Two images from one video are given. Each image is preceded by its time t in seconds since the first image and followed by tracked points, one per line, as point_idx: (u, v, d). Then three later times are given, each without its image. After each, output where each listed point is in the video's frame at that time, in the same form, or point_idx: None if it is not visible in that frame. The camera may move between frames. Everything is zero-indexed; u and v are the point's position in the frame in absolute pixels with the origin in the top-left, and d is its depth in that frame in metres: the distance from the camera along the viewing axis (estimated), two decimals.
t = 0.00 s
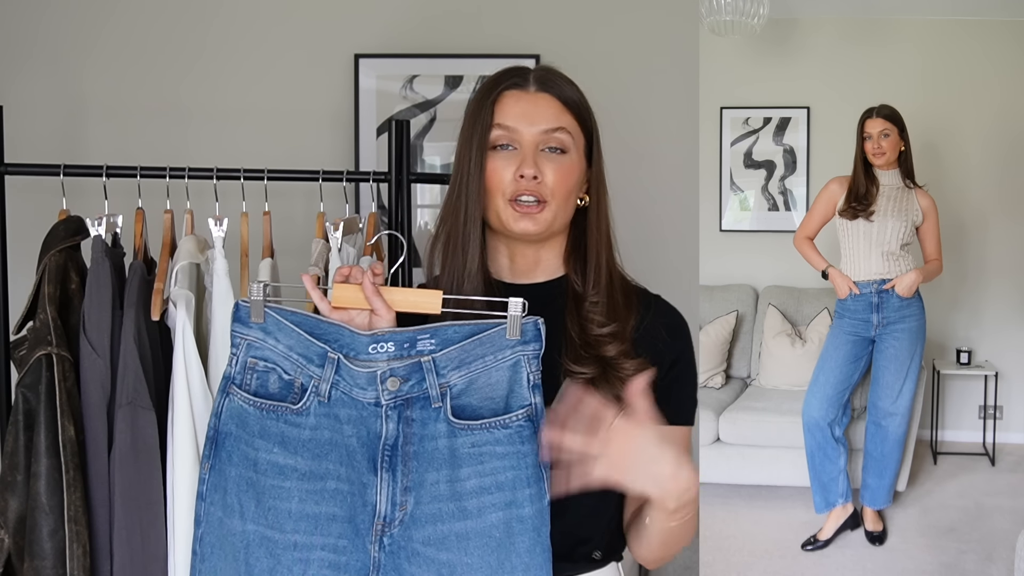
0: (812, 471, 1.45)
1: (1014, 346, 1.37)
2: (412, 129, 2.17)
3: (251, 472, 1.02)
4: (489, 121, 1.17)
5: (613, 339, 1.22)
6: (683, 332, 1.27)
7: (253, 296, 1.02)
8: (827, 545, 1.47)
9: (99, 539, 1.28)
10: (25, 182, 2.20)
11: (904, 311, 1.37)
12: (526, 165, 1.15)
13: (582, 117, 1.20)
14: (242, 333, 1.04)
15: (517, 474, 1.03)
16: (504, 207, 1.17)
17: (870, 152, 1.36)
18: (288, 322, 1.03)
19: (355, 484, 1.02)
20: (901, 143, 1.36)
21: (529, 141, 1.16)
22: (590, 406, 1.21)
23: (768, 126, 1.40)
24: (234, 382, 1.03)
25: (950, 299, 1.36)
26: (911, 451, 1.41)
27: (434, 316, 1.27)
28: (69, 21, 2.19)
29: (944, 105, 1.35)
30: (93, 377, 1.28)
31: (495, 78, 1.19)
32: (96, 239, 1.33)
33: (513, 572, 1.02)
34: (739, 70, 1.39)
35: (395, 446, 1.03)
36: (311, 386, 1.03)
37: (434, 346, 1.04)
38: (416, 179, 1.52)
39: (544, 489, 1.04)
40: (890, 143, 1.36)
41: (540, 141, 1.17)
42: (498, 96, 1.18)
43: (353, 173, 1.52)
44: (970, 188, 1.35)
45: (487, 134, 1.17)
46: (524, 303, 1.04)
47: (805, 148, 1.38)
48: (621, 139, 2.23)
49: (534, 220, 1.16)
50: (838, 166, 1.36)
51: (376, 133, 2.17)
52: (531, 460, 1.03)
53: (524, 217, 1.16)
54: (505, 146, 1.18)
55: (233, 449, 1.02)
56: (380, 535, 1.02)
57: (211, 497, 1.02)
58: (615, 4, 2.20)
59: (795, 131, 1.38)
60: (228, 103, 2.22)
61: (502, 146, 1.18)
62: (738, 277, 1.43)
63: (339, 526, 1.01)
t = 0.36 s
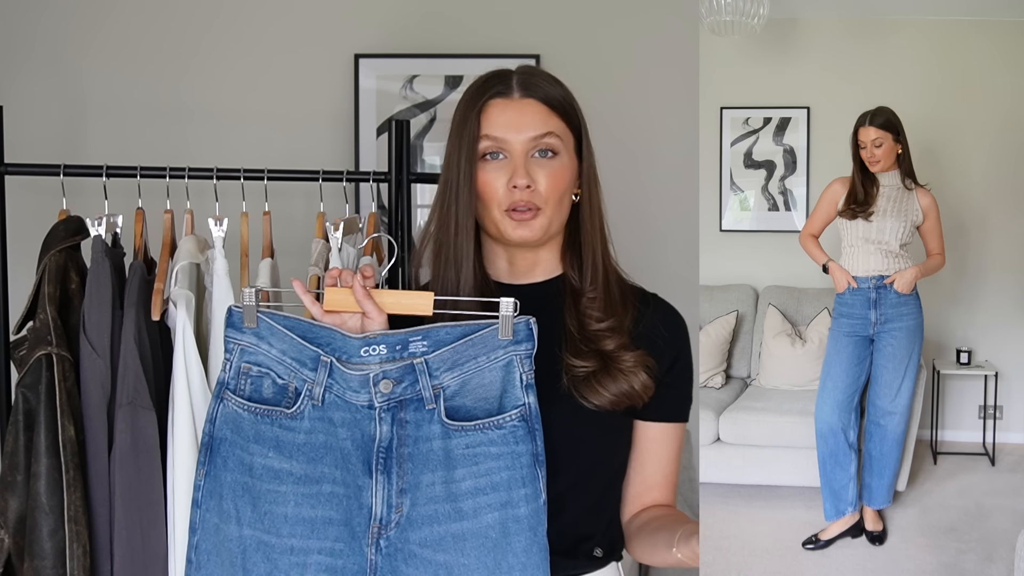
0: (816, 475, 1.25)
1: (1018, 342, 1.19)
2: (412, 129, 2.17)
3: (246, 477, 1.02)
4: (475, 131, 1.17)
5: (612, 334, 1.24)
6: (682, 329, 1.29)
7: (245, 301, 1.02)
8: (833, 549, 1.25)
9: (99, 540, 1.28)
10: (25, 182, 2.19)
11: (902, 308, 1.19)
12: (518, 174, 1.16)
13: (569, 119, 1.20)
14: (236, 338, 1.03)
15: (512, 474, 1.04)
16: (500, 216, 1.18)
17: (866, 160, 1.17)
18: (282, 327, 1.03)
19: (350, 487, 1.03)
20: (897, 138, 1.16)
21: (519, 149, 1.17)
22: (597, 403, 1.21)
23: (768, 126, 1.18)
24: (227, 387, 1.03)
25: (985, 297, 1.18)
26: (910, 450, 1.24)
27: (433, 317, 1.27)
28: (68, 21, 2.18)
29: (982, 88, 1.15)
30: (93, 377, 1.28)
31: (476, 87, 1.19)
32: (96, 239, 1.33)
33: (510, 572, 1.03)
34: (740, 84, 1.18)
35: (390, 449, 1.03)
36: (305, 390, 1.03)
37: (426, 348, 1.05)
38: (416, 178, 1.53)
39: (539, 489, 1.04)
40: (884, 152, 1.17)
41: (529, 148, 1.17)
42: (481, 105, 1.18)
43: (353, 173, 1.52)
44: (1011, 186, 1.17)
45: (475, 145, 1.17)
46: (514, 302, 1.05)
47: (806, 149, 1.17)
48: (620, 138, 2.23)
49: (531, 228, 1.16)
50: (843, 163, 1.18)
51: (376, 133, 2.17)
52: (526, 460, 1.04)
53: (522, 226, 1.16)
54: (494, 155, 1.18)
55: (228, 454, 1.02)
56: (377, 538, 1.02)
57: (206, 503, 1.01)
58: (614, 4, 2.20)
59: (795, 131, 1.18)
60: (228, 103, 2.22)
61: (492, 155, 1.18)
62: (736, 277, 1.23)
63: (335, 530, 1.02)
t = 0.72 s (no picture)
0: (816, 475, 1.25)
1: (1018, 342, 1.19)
2: (412, 129, 2.17)
3: (245, 478, 1.01)
4: (473, 134, 1.17)
5: (614, 335, 1.23)
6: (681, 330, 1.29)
7: (246, 302, 1.02)
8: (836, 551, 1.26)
9: (99, 540, 1.28)
10: (25, 182, 2.20)
11: (901, 309, 1.19)
12: (516, 177, 1.15)
13: (567, 121, 1.20)
14: (235, 339, 1.03)
15: (513, 476, 1.04)
16: (499, 219, 1.17)
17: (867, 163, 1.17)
18: (282, 328, 1.03)
19: (351, 488, 1.03)
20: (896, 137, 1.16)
21: (517, 152, 1.17)
22: (598, 403, 1.21)
23: (768, 126, 1.18)
24: (226, 388, 1.02)
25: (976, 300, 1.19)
26: (911, 450, 1.24)
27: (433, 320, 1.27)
28: (68, 21, 2.19)
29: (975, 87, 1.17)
30: (93, 377, 1.28)
31: (474, 90, 1.19)
32: (96, 239, 1.33)
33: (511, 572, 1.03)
34: (741, 81, 1.18)
35: (391, 450, 1.03)
36: (306, 392, 1.03)
37: (428, 350, 1.05)
38: (416, 179, 1.52)
39: (539, 491, 1.05)
40: (885, 157, 1.17)
41: (527, 150, 1.17)
42: (480, 109, 1.18)
43: (353, 174, 1.52)
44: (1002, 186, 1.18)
45: (474, 148, 1.18)
46: (517, 304, 1.05)
47: (806, 149, 1.17)
48: (620, 138, 2.23)
49: (530, 230, 1.16)
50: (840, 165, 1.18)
51: (376, 133, 2.17)
52: (527, 461, 1.04)
53: (521, 228, 1.16)
54: (493, 158, 1.18)
55: (225, 456, 1.02)
56: (377, 539, 1.02)
57: (201, 506, 1.01)
58: (614, 4, 2.20)
59: (795, 132, 1.17)
60: (228, 103, 2.22)
61: (490, 158, 1.18)
62: (737, 277, 1.23)
63: (334, 531, 1.02)
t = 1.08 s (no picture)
0: (815, 476, 1.25)
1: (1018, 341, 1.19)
2: (412, 129, 2.17)
3: (247, 478, 1.01)
4: (479, 134, 1.17)
5: (613, 331, 1.24)
6: (679, 323, 1.30)
7: (247, 303, 1.02)
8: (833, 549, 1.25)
9: (99, 539, 1.28)
10: (25, 182, 2.19)
11: (901, 309, 1.19)
12: (523, 177, 1.16)
13: (569, 121, 1.21)
14: (236, 340, 1.03)
15: (515, 473, 1.04)
16: (505, 219, 1.18)
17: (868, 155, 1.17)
18: (283, 328, 1.03)
19: (354, 487, 1.03)
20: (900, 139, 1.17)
21: (523, 152, 1.17)
22: (597, 399, 1.21)
23: (768, 126, 1.18)
24: (228, 389, 1.02)
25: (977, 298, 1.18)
26: (910, 450, 1.23)
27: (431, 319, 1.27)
28: (68, 21, 2.19)
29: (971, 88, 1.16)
30: (93, 377, 1.28)
31: (478, 89, 1.18)
32: (96, 239, 1.33)
33: (513, 570, 1.03)
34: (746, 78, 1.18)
35: (393, 448, 1.03)
36: (308, 391, 1.03)
37: (429, 349, 1.05)
38: (416, 179, 1.52)
39: (541, 488, 1.04)
40: (887, 144, 1.17)
41: (533, 150, 1.17)
42: (484, 108, 1.17)
43: (353, 173, 1.52)
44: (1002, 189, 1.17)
45: (478, 148, 1.17)
46: (517, 303, 1.06)
47: (806, 148, 1.17)
48: (620, 138, 2.23)
49: (537, 229, 1.18)
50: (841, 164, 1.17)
51: (376, 133, 2.17)
52: (528, 459, 1.04)
53: (526, 228, 1.18)
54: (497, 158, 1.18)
55: (228, 456, 1.01)
56: (380, 537, 1.02)
57: (204, 506, 1.01)
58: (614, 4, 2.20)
59: (795, 131, 1.17)
60: (227, 103, 2.22)
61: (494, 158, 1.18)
62: (737, 276, 1.23)
63: (337, 530, 1.02)
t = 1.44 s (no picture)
0: (818, 471, 1.42)
1: (1015, 345, 1.36)
2: (412, 129, 2.17)
3: (245, 481, 1.02)
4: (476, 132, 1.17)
5: (614, 332, 1.23)
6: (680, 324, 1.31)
7: (244, 304, 1.03)
8: (833, 549, 1.43)
9: (99, 539, 1.28)
10: (25, 182, 2.20)
11: (901, 310, 1.34)
12: (520, 174, 1.16)
13: (569, 119, 1.21)
14: (234, 342, 1.04)
15: (513, 479, 1.03)
16: (503, 217, 1.18)
17: (875, 141, 1.34)
18: (280, 331, 1.03)
19: (351, 491, 1.02)
20: (907, 138, 1.34)
21: (520, 149, 1.17)
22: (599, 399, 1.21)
23: (768, 126, 1.37)
24: (226, 391, 1.03)
25: (952, 298, 1.34)
26: (910, 450, 1.39)
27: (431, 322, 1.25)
28: (67, 21, 2.19)
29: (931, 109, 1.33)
30: (93, 377, 1.28)
31: (477, 88, 1.19)
32: (95, 239, 1.33)
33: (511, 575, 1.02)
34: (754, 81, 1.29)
35: (391, 452, 1.03)
36: (305, 394, 1.03)
37: (426, 352, 1.04)
38: (416, 179, 1.52)
39: (540, 494, 1.03)
40: (897, 133, 1.34)
41: (531, 148, 1.17)
42: (482, 107, 1.18)
43: (353, 173, 1.52)
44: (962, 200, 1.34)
45: (476, 145, 1.17)
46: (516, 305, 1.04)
47: (805, 148, 1.35)
48: (620, 138, 2.23)
49: (534, 227, 1.17)
50: (843, 166, 1.34)
51: (376, 133, 2.17)
52: (526, 464, 1.03)
53: (524, 226, 1.17)
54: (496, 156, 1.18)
55: (227, 458, 1.02)
56: (378, 540, 1.02)
57: (203, 507, 1.01)
58: (614, 3, 2.20)
59: (795, 131, 1.36)
60: (227, 103, 2.22)
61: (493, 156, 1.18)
62: (738, 277, 1.41)
63: (335, 533, 1.01)
